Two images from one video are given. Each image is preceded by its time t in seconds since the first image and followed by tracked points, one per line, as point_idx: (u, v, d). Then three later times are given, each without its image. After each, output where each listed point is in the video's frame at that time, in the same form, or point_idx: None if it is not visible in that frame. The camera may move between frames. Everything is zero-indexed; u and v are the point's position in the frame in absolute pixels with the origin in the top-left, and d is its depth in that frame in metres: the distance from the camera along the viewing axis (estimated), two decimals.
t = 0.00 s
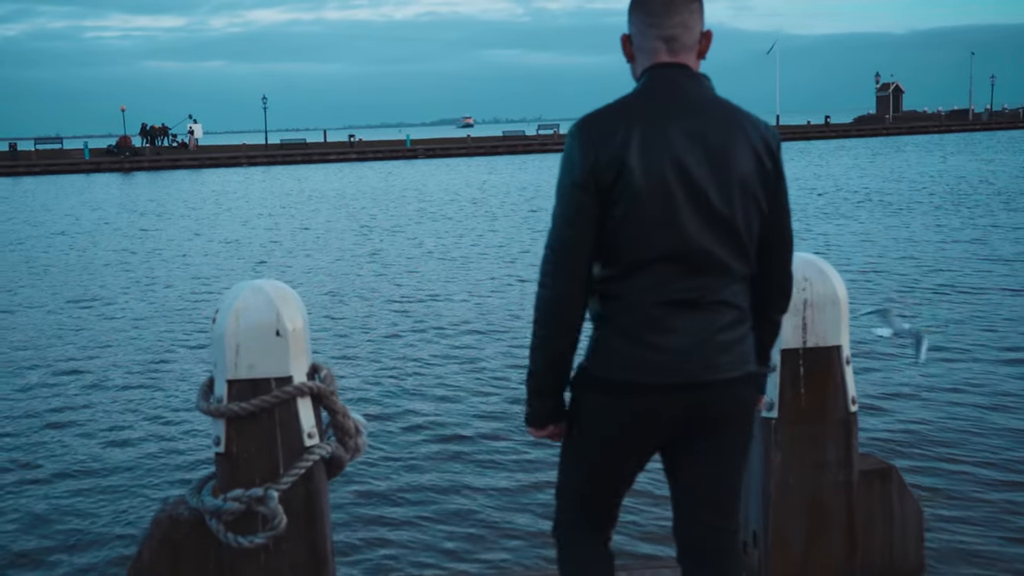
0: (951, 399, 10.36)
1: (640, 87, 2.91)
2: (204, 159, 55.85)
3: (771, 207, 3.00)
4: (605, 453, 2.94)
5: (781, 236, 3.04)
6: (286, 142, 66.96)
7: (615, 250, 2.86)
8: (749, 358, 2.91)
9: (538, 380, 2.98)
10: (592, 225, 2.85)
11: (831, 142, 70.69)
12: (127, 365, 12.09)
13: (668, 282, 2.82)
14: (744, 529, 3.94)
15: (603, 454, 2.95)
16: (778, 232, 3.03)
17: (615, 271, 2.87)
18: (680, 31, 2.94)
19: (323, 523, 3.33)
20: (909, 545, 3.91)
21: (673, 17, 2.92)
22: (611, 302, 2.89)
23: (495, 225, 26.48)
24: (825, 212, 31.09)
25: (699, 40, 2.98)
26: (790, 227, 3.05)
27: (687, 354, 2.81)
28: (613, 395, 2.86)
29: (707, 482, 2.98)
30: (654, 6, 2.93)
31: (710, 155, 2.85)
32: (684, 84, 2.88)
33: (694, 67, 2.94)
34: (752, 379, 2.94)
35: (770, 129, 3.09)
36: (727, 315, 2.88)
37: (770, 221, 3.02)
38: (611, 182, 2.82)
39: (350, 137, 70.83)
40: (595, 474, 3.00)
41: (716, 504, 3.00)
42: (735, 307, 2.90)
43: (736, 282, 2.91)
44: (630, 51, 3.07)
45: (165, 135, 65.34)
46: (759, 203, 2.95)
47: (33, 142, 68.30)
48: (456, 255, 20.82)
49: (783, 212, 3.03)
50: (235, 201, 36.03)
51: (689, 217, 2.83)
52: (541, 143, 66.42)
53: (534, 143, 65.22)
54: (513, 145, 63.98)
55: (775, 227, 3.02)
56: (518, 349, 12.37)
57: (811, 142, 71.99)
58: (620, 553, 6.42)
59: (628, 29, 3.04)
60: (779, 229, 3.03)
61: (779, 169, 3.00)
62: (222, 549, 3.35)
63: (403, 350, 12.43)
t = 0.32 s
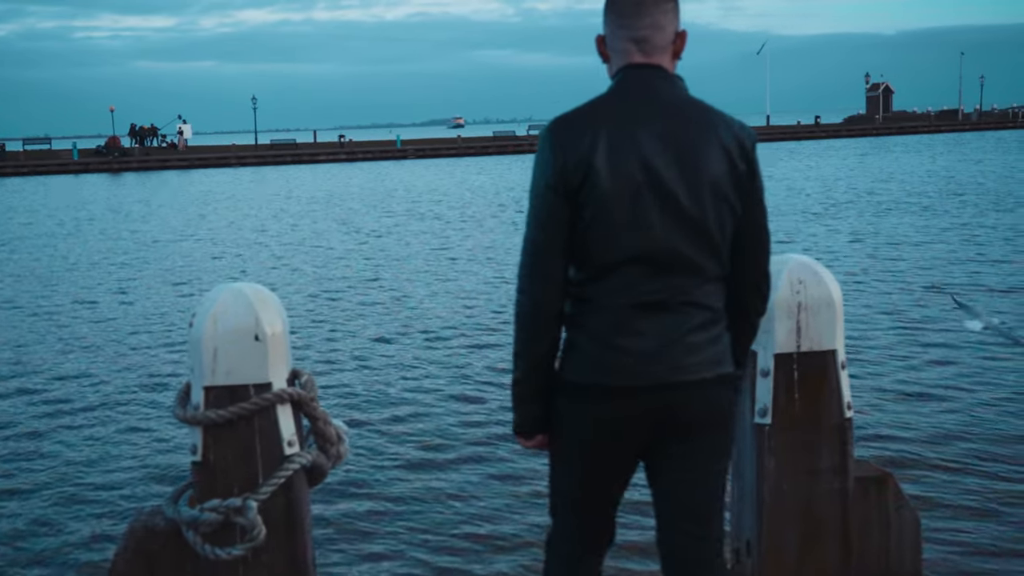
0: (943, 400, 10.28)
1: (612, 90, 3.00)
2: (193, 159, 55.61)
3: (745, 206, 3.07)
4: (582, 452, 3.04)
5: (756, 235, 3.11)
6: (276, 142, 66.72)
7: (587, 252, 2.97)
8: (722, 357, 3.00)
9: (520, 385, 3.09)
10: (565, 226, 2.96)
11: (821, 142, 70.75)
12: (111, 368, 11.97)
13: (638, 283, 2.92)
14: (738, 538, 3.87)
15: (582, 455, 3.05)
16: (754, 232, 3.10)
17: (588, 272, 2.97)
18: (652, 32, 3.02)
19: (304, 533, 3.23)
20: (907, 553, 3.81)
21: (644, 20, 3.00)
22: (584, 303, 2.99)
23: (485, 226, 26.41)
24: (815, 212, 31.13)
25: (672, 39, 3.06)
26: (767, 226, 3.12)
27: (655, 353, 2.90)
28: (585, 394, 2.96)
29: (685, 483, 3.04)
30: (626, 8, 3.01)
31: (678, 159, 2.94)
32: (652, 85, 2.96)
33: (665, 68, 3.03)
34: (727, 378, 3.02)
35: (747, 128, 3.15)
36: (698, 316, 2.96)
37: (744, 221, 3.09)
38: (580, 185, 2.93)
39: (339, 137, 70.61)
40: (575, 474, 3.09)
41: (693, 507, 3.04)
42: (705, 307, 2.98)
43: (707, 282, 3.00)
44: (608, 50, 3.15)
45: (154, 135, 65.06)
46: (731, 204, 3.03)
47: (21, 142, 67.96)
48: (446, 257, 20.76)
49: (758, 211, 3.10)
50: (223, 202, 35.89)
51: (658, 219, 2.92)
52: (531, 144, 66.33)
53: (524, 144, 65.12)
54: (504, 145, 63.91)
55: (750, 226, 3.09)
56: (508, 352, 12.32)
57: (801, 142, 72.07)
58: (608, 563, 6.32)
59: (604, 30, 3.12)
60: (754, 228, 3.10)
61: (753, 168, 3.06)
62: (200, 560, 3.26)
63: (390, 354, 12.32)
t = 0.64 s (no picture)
0: (935, 403, 10.12)
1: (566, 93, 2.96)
2: (182, 159, 55.36)
3: (703, 211, 2.99)
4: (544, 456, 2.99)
5: (718, 239, 3.02)
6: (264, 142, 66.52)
7: (537, 256, 2.94)
8: (679, 365, 2.92)
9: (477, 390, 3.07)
10: (514, 231, 2.94)
11: (810, 142, 70.94)
12: (95, 372, 11.83)
13: (587, 288, 2.88)
14: (729, 549, 3.79)
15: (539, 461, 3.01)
16: (716, 238, 3.01)
17: (539, 276, 2.94)
18: (608, 32, 2.95)
19: (281, 543, 3.13)
20: (902, 563, 3.71)
21: (598, 20, 2.94)
22: (537, 308, 2.96)
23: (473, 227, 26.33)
24: (803, 212, 31.19)
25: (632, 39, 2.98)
26: (729, 231, 3.03)
27: (603, 359, 2.85)
28: (537, 399, 2.93)
29: (646, 489, 2.96)
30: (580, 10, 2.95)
31: (628, 161, 2.88)
32: (602, 87, 2.91)
33: (622, 70, 2.96)
34: (686, 384, 2.94)
35: (711, 129, 3.06)
36: (653, 322, 2.90)
37: (704, 225, 3.00)
38: (527, 190, 2.90)
39: (328, 138, 70.45)
40: (536, 480, 3.03)
41: (655, 512, 2.96)
42: (660, 312, 2.91)
43: (661, 289, 2.93)
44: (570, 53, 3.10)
45: (141, 135, 64.82)
46: (687, 209, 2.95)
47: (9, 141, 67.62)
48: (434, 258, 20.70)
49: (719, 215, 3.01)
50: (211, 203, 35.74)
51: (607, 224, 2.86)
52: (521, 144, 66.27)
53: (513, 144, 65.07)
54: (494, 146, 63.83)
55: (711, 229, 3.00)
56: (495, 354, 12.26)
57: (790, 142, 72.22)
58: None
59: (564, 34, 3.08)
60: (716, 232, 3.01)
61: (711, 171, 2.97)
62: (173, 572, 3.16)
63: (375, 359, 12.11)
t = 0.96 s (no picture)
0: (927, 408, 10.02)
1: (519, 88, 2.89)
2: (173, 159, 55.14)
3: (659, 210, 2.87)
4: (506, 458, 2.92)
5: (678, 239, 2.90)
6: (256, 142, 66.31)
7: (487, 252, 2.88)
8: (632, 366, 2.83)
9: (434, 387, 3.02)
10: (463, 225, 2.89)
11: (803, 142, 71.05)
12: (86, 376, 11.74)
13: (534, 287, 2.81)
14: (720, 560, 3.71)
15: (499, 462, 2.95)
16: (675, 237, 2.89)
17: (489, 273, 2.89)
18: (562, 26, 2.86)
19: (258, 557, 3.05)
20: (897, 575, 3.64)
21: (551, 14, 2.85)
22: (488, 306, 2.90)
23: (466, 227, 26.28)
24: (795, 212, 31.23)
25: (589, 34, 2.88)
26: (689, 232, 2.91)
27: (549, 358, 2.78)
28: (487, 398, 2.87)
29: (609, 492, 2.91)
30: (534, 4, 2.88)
31: (574, 157, 2.79)
32: (552, 83, 2.84)
33: (579, 65, 2.87)
34: (639, 387, 2.85)
35: (673, 128, 2.93)
36: (604, 322, 2.81)
37: (660, 224, 2.88)
38: (473, 186, 2.85)
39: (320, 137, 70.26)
40: (500, 482, 2.96)
41: (624, 517, 2.91)
42: (611, 313, 2.82)
43: (613, 289, 2.84)
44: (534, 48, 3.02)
45: (132, 135, 64.55)
46: (640, 208, 2.85)
47: None
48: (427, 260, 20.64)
49: (678, 214, 2.88)
50: (202, 203, 35.57)
51: (552, 221, 2.79)
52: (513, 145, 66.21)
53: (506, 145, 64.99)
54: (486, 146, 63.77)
55: (668, 230, 2.88)
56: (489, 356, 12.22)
57: (782, 142, 72.32)
58: None
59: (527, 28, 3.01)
60: (674, 232, 2.89)
61: (668, 169, 2.85)
62: None
63: (364, 363, 12.01)
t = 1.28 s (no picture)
0: (920, 410, 10.06)
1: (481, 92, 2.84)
2: (167, 160, 55.04)
3: (620, 211, 2.76)
4: (476, 464, 2.86)
5: (644, 243, 2.78)
6: (250, 143, 66.26)
7: (448, 255, 2.84)
8: (596, 372, 2.73)
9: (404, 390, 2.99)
10: (425, 229, 2.87)
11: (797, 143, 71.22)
12: (79, 378, 11.71)
13: (494, 290, 2.75)
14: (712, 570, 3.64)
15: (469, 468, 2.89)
16: (641, 241, 2.77)
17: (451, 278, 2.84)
18: (522, 25, 2.80)
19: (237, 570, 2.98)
20: None
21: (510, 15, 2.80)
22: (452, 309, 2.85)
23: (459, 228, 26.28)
24: (788, 212, 31.31)
25: (553, 33, 2.81)
26: (656, 236, 2.79)
27: (509, 363, 2.70)
28: (452, 402, 2.82)
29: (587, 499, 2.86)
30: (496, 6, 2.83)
31: (529, 158, 2.72)
32: (511, 84, 2.78)
33: (541, 66, 2.80)
34: (605, 394, 2.75)
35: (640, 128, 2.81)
36: (565, 327, 2.71)
37: (623, 227, 2.77)
38: (431, 190, 2.83)
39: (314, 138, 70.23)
40: (471, 488, 2.89)
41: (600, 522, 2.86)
42: (573, 317, 2.72)
43: (574, 293, 2.73)
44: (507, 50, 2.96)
45: (126, 135, 64.44)
46: (599, 210, 2.74)
47: None
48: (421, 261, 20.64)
49: (642, 217, 2.76)
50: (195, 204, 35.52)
51: (507, 225, 2.72)
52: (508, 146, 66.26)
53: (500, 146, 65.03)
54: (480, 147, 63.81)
55: (632, 233, 2.77)
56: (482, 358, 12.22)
57: (776, 142, 72.47)
58: None
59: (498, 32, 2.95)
60: (638, 236, 2.77)
61: (629, 170, 2.73)
62: None
63: (358, 366, 12.02)
